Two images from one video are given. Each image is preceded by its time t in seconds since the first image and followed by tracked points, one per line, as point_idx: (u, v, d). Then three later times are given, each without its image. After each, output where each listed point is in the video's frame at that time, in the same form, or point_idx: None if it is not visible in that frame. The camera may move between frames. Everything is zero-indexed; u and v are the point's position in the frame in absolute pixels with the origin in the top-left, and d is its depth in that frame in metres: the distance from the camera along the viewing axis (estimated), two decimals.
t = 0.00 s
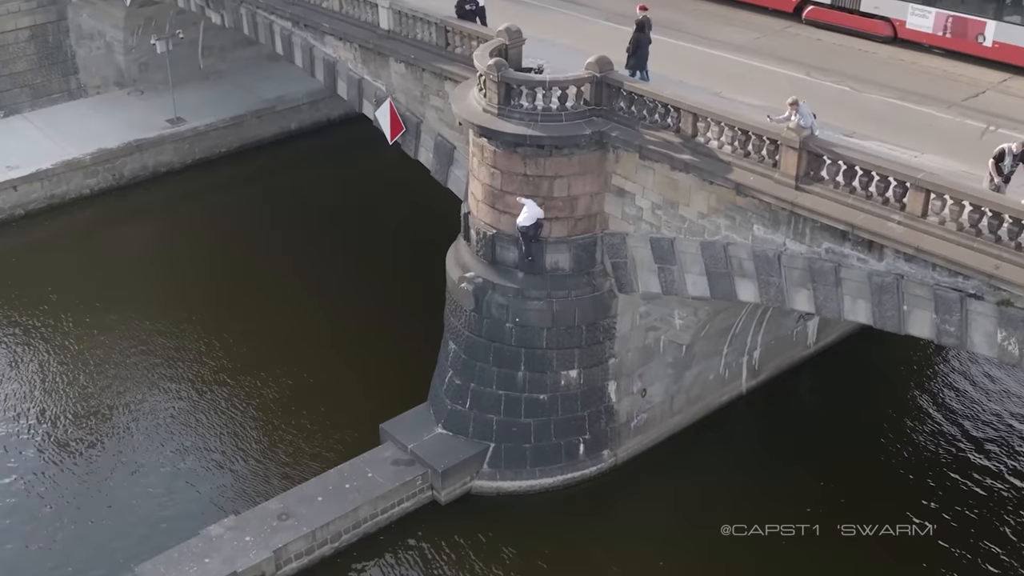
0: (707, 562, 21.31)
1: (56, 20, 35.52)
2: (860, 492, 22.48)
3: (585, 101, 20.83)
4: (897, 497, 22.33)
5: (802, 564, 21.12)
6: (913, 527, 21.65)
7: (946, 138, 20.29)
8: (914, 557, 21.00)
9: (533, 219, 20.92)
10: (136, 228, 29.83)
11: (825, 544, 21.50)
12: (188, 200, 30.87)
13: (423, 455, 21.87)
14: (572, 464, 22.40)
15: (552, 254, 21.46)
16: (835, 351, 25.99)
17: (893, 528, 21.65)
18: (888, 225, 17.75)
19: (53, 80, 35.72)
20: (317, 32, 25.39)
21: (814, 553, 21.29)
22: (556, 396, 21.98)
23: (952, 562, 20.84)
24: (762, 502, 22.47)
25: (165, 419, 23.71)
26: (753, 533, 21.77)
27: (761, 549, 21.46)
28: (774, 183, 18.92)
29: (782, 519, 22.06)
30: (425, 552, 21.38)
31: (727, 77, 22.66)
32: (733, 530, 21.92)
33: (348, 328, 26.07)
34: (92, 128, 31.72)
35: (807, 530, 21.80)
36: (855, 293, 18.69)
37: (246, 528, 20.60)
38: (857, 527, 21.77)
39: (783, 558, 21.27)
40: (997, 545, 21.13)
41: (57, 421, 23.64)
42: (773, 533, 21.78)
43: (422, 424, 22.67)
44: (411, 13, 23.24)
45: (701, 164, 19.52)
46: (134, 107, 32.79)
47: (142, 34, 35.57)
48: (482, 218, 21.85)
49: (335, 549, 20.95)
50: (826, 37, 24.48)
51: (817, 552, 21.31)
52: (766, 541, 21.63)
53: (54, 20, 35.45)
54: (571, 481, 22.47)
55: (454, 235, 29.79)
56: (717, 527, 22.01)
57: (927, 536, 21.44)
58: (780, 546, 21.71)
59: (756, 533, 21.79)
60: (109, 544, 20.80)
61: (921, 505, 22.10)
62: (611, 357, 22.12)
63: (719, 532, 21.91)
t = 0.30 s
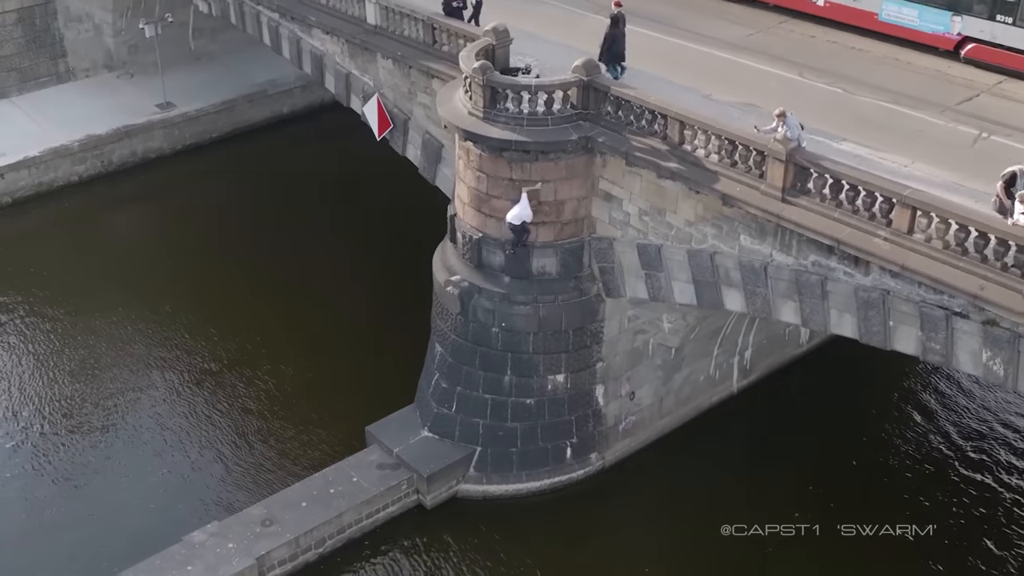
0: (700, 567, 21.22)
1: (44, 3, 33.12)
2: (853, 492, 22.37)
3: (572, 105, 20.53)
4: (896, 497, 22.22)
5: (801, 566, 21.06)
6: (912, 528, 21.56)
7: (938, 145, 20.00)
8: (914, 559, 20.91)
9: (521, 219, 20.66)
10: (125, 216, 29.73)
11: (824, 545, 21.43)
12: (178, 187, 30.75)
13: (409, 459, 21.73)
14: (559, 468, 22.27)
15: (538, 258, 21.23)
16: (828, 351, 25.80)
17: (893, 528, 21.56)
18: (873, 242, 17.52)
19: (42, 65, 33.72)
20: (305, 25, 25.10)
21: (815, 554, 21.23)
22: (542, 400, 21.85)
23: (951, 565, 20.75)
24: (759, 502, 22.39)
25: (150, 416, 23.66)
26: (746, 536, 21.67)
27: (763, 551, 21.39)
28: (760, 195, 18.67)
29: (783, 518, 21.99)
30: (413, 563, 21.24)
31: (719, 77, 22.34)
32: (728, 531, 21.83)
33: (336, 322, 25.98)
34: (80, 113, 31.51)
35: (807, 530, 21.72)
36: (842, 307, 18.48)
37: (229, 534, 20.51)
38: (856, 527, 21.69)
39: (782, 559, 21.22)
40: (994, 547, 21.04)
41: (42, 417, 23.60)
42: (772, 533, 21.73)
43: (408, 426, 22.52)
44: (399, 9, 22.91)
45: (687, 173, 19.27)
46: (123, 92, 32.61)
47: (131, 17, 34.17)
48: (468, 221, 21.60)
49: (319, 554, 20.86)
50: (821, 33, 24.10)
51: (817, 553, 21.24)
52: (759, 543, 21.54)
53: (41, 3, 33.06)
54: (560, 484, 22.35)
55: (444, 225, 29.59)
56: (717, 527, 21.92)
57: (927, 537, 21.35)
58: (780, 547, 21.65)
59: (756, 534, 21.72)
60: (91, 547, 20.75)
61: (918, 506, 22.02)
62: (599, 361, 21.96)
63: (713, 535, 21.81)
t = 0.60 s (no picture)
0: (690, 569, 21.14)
1: None
2: (844, 492, 22.28)
3: (558, 108, 20.31)
4: (890, 497, 22.14)
5: (798, 566, 20.98)
6: (912, 527, 21.48)
7: (929, 150, 19.77)
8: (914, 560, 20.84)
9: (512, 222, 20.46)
10: (114, 207, 29.69)
11: (825, 545, 21.34)
12: (167, 176, 30.67)
13: (394, 462, 21.60)
14: (546, 470, 22.15)
15: (525, 261, 21.04)
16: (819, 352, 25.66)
17: (893, 528, 21.47)
18: (858, 254, 17.34)
19: (28, 50, 32.75)
20: (291, 18, 24.86)
21: (817, 553, 21.15)
22: (529, 403, 21.73)
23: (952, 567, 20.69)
24: (754, 501, 22.28)
25: (135, 413, 23.65)
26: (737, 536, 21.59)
27: (763, 552, 21.30)
28: (745, 204, 18.48)
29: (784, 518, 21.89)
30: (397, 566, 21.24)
31: (709, 77, 22.09)
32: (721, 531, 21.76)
33: (324, 319, 25.91)
34: (68, 101, 31.33)
35: (806, 530, 21.62)
36: (827, 317, 18.31)
37: (212, 539, 20.41)
38: (856, 527, 21.59)
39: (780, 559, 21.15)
40: (990, 549, 20.98)
41: (26, 414, 23.59)
42: (773, 533, 21.61)
43: (393, 427, 22.38)
44: (385, 5, 22.63)
45: (673, 180, 19.06)
46: (111, 80, 32.40)
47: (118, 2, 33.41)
48: (454, 223, 21.40)
49: (303, 559, 20.78)
50: (814, 29, 23.81)
51: (817, 552, 21.15)
52: (750, 544, 21.45)
53: None
54: (547, 486, 22.22)
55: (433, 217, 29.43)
56: (716, 527, 21.83)
57: (927, 537, 21.28)
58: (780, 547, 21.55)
59: (756, 534, 21.61)
60: (74, 548, 20.72)
61: (914, 506, 21.94)
62: (586, 363, 21.83)
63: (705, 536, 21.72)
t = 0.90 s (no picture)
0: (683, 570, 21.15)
1: None
2: (835, 491, 22.20)
3: (544, 111, 20.10)
4: (883, 496, 22.10)
5: (796, 567, 20.95)
6: (913, 527, 21.44)
7: (917, 156, 19.58)
8: (914, 561, 20.81)
9: (513, 225, 20.36)
10: (104, 195, 29.63)
11: (825, 545, 21.30)
12: (158, 164, 30.59)
13: (380, 464, 21.58)
14: (533, 471, 22.12)
15: (511, 264, 20.88)
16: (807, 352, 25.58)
17: (893, 528, 21.44)
18: (842, 268, 17.20)
19: (17, 34, 32.31)
20: (279, 11, 24.67)
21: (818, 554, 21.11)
22: (515, 404, 21.66)
23: (953, 568, 20.66)
24: (749, 500, 22.21)
25: (119, 405, 23.61)
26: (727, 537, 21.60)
27: (762, 553, 21.26)
28: (729, 213, 18.33)
29: (783, 517, 21.79)
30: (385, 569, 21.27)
31: (697, 76, 21.87)
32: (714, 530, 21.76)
33: (311, 309, 25.84)
34: (58, 86, 31.15)
35: (807, 530, 21.56)
36: (811, 329, 18.20)
37: (197, 542, 20.38)
38: (856, 527, 21.54)
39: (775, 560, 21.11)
40: (987, 550, 20.97)
41: (12, 405, 23.55)
42: (773, 533, 21.56)
43: (379, 427, 22.34)
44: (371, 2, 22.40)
45: (658, 188, 18.90)
46: (101, 65, 32.19)
47: None
48: (440, 226, 21.23)
49: (289, 561, 20.80)
50: (806, 25, 23.53)
51: (817, 553, 21.10)
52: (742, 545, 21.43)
53: None
54: (535, 487, 22.22)
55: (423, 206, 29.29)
56: (716, 527, 21.80)
57: (927, 537, 21.24)
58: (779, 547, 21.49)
59: (756, 534, 21.56)
60: (57, 548, 20.71)
61: (911, 505, 21.91)
62: (573, 365, 21.75)
63: (697, 537, 21.71)
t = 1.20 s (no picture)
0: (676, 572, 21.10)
1: None
2: (831, 492, 22.17)
3: (536, 114, 19.98)
4: (880, 497, 22.08)
5: (795, 568, 20.94)
6: (913, 527, 21.45)
7: (911, 162, 19.44)
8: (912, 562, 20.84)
9: (530, 223, 20.23)
10: (101, 183, 29.62)
11: (826, 546, 21.29)
12: (155, 151, 30.57)
13: (373, 465, 21.59)
14: (526, 471, 22.13)
15: (504, 267, 20.81)
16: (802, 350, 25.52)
17: (893, 528, 21.45)
18: (831, 281, 17.12)
19: (12, 19, 32.23)
20: (273, 5, 24.53)
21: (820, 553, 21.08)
22: (509, 406, 21.64)
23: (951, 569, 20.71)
24: (745, 499, 22.19)
25: (111, 399, 23.65)
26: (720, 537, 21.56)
27: (762, 553, 21.24)
28: (721, 222, 18.23)
29: (783, 518, 21.78)
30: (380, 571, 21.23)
31: (692, 75, 21.71)
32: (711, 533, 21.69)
33: (304, 304, 25.85)
34: (53, 75, 31.15)
35: (806, 530, 21.53)
36: (802, 339, 18.12)
37: (189, 544, 20.41)
38: (856, 527, 21.51)
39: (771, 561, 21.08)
40: (984, 551, 21.03)
41: (7, 396, 23.61)
42: (773, 533, 21.53)
43: (372, 427, 22.34)
44: None
45: (649, 195, 18.79)
46: (98, 52, 32.13)
47: None
48: (433, 227, 21.14)
49: (281, 562, 20.85)
50: (804, 21, 23.30)
51: (818, 554, 21.08)
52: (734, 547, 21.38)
53: None
54: (529, 487, 22.23)
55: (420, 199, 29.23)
56: (716, 527, 21.75)
57: (927, 537, 21.27)
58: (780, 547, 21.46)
59: (756, 534, 21.53)
60: (47, 547, 20.79)
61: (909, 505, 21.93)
62: (566, 367, 21.71)
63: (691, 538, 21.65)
